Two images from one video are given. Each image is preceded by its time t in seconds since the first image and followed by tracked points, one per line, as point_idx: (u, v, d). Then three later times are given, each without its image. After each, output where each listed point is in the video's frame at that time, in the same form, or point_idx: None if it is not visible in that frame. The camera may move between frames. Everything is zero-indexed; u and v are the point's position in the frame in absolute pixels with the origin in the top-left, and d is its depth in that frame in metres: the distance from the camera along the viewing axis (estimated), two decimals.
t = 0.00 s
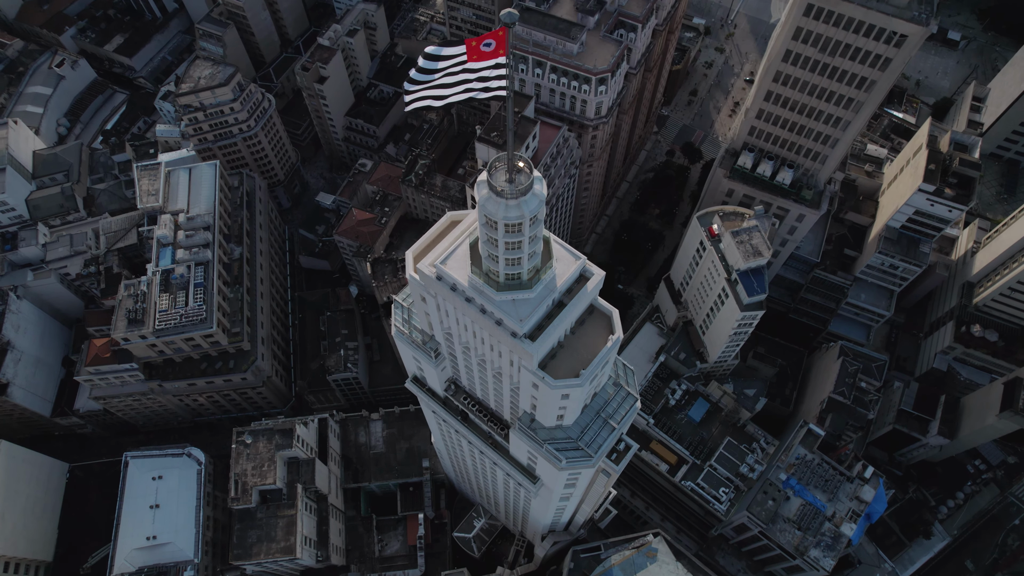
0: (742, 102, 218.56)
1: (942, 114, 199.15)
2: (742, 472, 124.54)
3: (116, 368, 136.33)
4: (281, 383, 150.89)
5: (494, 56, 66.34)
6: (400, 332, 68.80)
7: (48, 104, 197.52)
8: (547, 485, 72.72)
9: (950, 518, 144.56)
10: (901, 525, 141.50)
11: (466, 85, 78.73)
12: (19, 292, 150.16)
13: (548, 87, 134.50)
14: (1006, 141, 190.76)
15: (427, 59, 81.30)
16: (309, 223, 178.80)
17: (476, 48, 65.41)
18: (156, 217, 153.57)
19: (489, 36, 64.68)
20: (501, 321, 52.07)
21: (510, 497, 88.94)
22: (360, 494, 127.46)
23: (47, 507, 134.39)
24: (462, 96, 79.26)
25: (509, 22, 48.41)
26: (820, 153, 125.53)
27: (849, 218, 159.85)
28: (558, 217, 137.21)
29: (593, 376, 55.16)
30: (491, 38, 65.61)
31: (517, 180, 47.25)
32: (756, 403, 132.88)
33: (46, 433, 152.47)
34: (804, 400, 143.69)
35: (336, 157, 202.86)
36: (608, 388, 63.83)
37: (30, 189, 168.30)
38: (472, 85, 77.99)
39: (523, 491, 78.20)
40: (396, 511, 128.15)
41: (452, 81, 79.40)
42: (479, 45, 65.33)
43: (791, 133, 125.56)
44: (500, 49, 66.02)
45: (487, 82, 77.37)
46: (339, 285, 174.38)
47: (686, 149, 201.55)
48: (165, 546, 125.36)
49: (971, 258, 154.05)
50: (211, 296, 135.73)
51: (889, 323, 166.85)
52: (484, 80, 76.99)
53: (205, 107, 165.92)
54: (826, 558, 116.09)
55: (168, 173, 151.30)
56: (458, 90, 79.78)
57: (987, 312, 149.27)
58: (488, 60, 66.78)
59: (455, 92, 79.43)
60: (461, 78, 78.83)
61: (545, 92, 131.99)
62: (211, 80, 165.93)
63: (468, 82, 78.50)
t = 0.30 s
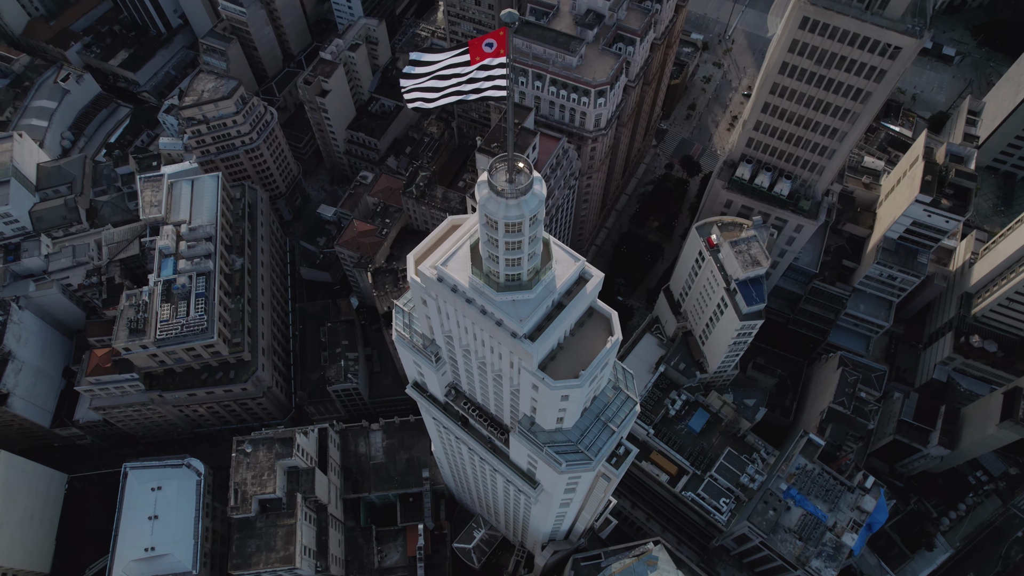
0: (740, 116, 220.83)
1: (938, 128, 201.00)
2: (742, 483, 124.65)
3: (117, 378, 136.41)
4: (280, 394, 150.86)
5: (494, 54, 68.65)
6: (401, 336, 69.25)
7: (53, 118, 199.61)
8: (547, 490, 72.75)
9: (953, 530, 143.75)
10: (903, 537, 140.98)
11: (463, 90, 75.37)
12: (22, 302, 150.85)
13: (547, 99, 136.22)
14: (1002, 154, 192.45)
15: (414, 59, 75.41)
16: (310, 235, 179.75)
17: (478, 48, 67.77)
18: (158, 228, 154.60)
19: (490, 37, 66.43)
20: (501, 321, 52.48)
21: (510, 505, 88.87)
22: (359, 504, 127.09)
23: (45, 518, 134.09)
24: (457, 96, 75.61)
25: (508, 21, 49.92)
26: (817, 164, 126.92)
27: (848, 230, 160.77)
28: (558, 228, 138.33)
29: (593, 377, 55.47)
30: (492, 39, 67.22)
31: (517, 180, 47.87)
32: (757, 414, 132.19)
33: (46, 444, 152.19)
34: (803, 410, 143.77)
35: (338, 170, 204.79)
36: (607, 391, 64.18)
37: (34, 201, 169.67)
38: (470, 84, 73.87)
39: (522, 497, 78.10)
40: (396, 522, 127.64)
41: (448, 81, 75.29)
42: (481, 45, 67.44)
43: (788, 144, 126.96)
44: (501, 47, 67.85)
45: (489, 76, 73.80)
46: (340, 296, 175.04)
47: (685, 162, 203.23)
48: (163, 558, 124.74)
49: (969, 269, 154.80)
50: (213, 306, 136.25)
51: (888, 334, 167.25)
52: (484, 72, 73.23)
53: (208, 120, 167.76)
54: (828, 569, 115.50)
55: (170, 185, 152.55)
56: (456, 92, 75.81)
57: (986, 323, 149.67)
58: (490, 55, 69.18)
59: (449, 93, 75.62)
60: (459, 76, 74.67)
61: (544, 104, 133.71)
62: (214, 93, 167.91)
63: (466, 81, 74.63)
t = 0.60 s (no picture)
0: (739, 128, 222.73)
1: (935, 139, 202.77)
2: (742, 492, 124.06)
3: (118, 388, 136.56)
4: (281, 403, 150.69)
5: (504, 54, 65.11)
6: (402, 341, 69.42)
7: (57, 129, 201.24)
8: (547, 495, 72.65)
9: (954, 541, 143.04)
10: (905, 547, 140.40)
11: (471, 95, 69.47)
12: (23, 311, 151.37)
13: (547, 110, 137.75)
14: (998, 166, 194.01)
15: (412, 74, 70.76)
16: (311, 246, 180.60)
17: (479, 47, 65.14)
18: (160, 237, 155.22)
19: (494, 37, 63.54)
20: (501, 322, 52.79)
21: (511, 512, 88.60)
22: (359, 514, 126.77)
23: (43, 528, 133.65)
24: (453, 99, 69.68)
25: (509, 20, 51.40)
26: (815, 174, 128.17)
27: (846, 240, 161.65)
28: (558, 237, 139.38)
29: (592, 378, 55.72)
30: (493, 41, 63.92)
31: (517, 180, 48.41)
32: (756, 422, 134.98)
33: (44, 454, 151.78)
34: (804, 419, 143.89)
35: (339, 182, 206.43)
36: (606, 394, 64.52)
37: (37, 212, 170.73)
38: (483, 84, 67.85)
39: (522, 503, 77.96)
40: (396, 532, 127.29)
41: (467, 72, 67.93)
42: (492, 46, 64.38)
43: (786, 154, 128.26)
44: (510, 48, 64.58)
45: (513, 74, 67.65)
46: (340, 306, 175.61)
47: (684, 174, 204.55)
48: (161, 568, 124.29)
49: (967, 279, 155.54)
50: (214, 315, 136.79)
51: (888, 344, 167.43)
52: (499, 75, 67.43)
53: (210, 131, 169.22)
54: None
55: (173, 195, 153.71)
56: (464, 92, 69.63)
57: (984, 333, 150.17)
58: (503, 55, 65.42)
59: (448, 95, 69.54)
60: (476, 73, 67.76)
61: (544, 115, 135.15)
62: (217, 105, 169.54)
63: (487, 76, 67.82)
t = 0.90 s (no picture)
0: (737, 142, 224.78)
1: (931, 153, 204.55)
2: (744, 502, 124.23)
3: (118, 398, 136.66)
4: (281, 414, 150.51)
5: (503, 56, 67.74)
6: (403, 345, 69.89)
7: (61, 143, 203.03)
8: (547, 501, 72.54)
9: (957, 553, 142.14)
10: (907, 560, 139.46)
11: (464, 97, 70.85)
12: (25, 322, 151.88)
13: (547, 123, 139.44)
14: (994, 179, 195.59)
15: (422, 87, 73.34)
16: (312, 258, 181.41)
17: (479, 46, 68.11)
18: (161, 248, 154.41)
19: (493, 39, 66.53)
20: (501, 323, 53.31)
21: (511, 520, 88.34)
22: (358, 525, 126.32)
23: (42, 539, 132.96)
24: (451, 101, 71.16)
25: (509, 22, 53.05)
26: (812, 186, 129.65)
27: (844, 252, 162.71)
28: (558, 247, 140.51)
29: (592, 380, 56.14)
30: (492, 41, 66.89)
31: (517, 181, 49.28)
32: (755, 432, 136.11)
33: (43, 465, 151.40)
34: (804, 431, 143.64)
35: (340, 195, 208.18)
36: (606, 398, 64.91)
37: (40, 224, 171.84)
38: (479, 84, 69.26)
39: (522, 510, 77.86)
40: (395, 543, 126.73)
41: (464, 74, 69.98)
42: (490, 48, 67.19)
43: (783, 166, 129.74)
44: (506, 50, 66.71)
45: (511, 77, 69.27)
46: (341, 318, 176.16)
47: (682, 187, 206.18)
48: None
49: (965, 290, 156.36)
50: (215, 325, 137.29)
51: (887, 356, 167.58)
52: (494, 78, 69.29)
53: (213, 144, 170.87)
54: None
55: (176, 207, 154.81)
56: (458, 95, 71.30)
57: (983, 344, 150.66)
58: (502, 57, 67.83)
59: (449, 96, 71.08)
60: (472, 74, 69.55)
61: (544, 128, 136.86)
62: (220, 118, 171.52)
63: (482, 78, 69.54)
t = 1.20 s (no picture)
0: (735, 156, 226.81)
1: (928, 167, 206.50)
2: (744, 513, 124.02)
3: (119, 409, 136.87)
4: (280, 426, 150.36)
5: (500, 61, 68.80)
6: (404, 351, 70.42)
7: (65, 156, 204.93)
8: (547, 507, 72.41)
9: (960, 566, 141.23)
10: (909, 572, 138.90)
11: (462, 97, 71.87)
12: (26, 333, 152.44)
13: (546, 135, 141.25)
14: (991, 193, 197.23)
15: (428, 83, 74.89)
16: (313, 270, 182.30)
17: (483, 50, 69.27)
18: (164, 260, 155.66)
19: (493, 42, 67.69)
20: (501, 325, 53.83)
21: (511, 529, 88.06)
22: (358, 536, 125.82)
23: (40, 551, 132.44)
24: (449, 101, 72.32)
25: (510, 25, 54.21)
26: (809, 198, 131.20)
27: (842, 263, 163.60)
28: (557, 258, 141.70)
29: (591, 382, 56.57)
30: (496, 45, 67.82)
31: (517, 183, 50.12)
32: (756, 443, 133.37)
33: (41, 476, 151.14)
34: (804, 442, 143.20)
35: (340, 209, 209.91)
36: (605, 403, 65.27)
37: (43, 236, 173.05)
38: (473, 88, 70.42)
39: (521, 517, 77.80)
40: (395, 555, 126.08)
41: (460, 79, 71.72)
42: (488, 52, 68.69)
43: (781, 177, 131.25)
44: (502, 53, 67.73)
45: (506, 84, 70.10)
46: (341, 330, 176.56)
47: (681, 201, 207.72)
48: None
49: (963, 302, 157.07)
50: (216, 336, 137.82)
51: (887, 368, 167.74)
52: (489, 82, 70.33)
53: (216, 157, 172.52)
54: None
55: (178, 219, 155.86)
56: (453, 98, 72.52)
57: (982, 355, 150.93)
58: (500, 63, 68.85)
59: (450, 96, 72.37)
60: (468, 79, 71.20)
61: (544, 140, 138.57)
62: (223, 131, 173.43)
63: (479, 83, 70.94)
